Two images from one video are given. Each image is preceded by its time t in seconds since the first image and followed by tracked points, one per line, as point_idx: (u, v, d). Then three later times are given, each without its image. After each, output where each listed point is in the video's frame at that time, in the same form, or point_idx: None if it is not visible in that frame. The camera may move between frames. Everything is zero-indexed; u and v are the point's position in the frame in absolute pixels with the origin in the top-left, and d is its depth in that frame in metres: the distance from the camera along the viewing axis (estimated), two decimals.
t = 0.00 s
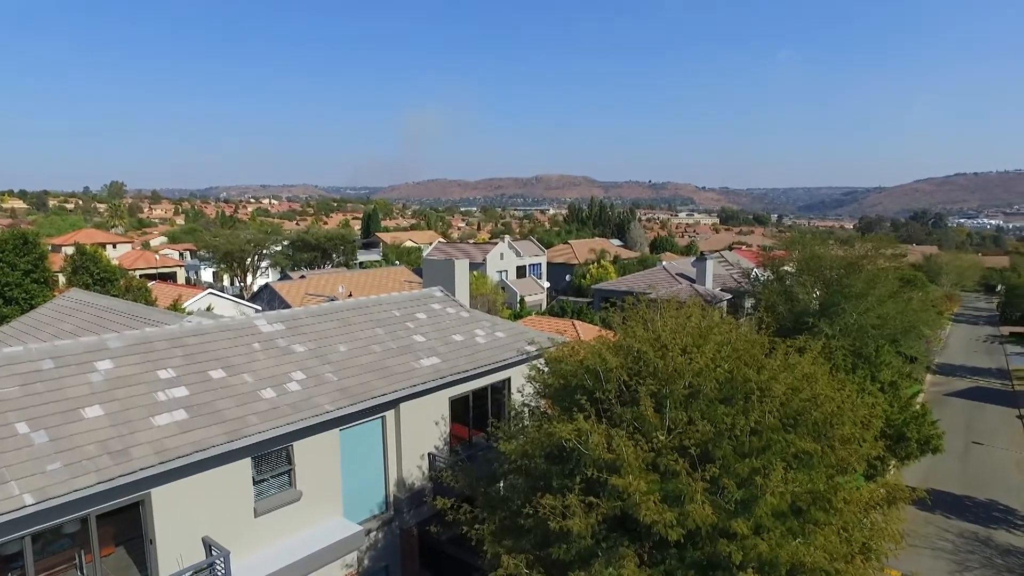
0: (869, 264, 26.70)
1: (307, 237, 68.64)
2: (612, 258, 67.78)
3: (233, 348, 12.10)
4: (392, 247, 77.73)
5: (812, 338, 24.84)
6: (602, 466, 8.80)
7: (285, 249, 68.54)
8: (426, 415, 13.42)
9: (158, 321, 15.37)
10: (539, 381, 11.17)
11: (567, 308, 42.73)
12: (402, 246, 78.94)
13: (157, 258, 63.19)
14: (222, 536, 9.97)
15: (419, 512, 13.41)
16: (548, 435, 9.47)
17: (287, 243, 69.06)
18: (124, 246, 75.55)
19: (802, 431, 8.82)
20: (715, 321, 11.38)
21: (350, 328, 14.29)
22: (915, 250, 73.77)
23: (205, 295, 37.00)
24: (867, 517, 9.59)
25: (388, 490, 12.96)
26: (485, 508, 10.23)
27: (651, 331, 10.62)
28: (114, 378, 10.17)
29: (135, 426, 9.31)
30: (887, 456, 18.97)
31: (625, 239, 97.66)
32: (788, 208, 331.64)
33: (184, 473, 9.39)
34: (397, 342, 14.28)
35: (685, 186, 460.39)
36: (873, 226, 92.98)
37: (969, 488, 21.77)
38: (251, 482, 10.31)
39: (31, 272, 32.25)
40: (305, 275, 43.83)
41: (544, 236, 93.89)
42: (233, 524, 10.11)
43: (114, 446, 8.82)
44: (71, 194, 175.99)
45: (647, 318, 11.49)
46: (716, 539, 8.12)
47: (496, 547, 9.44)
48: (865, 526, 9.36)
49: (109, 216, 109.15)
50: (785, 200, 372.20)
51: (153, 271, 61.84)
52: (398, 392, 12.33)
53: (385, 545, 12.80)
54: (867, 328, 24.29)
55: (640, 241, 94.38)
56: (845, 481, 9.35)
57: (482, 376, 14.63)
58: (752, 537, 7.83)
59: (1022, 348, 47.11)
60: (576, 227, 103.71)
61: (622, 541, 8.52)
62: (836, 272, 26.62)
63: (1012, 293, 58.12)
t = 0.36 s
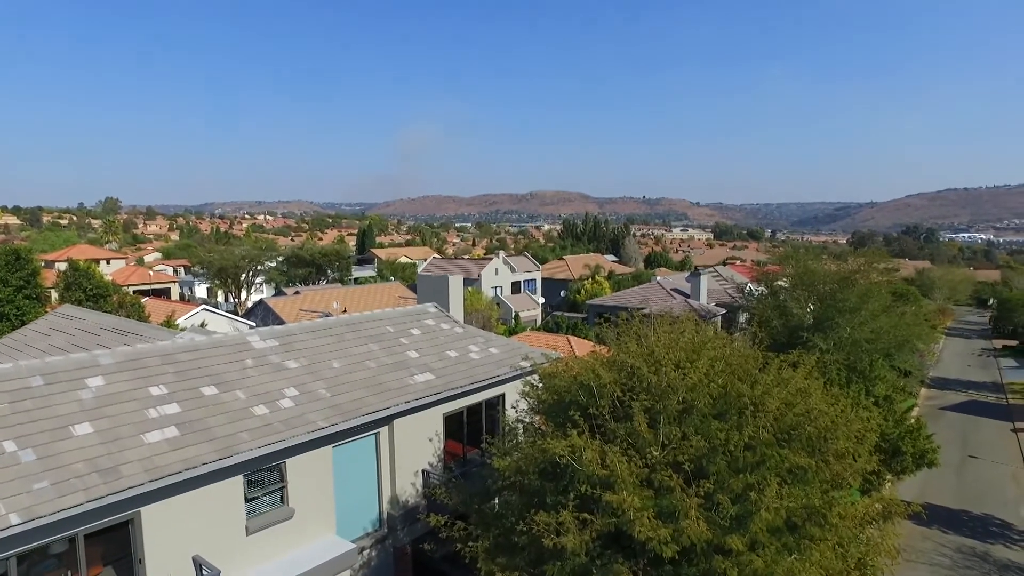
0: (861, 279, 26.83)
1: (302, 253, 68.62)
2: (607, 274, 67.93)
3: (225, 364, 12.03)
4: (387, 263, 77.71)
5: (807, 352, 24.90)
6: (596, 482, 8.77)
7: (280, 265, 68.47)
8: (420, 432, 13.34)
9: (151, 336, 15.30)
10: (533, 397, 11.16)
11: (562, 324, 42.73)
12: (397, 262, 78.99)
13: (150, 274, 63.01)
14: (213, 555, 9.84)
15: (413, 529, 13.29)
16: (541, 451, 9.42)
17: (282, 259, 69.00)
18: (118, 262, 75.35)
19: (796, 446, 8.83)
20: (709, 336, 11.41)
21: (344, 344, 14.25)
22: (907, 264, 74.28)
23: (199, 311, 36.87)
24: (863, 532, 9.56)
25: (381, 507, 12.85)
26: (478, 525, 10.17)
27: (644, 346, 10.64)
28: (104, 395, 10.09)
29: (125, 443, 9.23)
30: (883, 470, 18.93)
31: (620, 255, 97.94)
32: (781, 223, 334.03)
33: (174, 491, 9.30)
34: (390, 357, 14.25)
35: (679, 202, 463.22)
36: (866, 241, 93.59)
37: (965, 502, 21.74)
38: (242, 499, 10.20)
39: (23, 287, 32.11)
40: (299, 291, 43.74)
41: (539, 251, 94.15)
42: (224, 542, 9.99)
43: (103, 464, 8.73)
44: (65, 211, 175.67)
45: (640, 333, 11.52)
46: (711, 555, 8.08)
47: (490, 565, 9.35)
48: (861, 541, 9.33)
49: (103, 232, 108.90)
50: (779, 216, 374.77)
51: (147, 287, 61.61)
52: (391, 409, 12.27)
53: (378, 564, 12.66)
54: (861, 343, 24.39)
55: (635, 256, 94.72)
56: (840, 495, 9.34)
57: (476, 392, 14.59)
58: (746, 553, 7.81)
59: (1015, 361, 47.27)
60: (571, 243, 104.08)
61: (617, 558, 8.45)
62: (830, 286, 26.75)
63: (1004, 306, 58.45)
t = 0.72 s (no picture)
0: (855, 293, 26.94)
1: (297, 268, 68.56)
2: (602, 289, 68.08)
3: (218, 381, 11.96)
4: (382, 279, 77.60)
5: (801, 367, 24.95)
6: (591, 499, 8.72)
7: (274, 280, 68.33)
8: (414, 448, 13.26)
9: (143, 353, 15.20)
10: (527, 413, 11.14)
11: (557, 339, 42.70)
12: (392, 278, 78.95)
13: (144, 290, 62.73)
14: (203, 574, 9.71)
15: (407, 547, 13.15)
16: (536, 467, 9.38)
17: (276, 275, 68.86)
18: (112, 278, 75.01)
19: (791, 461, 8.82)
20: (703, 351, 11.43)
21: (337, 360, 14.20)
22: (900, 279, 74.70)
23: (192, 327, 36.69)
24: (860, 547, 9.52)
25: (375, 525, 12.72)
26: (473, 543, 10.07)
27: (639, 362, 10.63)
28: (95, 413, 10.01)
29: (115, 461, 9.14)
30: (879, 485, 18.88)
31: (615, 270, 98.20)
32: (774, 238, 335.96)
33: (165, 509, 9.19)
34: (384, 374, 14.19)
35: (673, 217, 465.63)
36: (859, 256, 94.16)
37: (961, 517, 21.70)
38: (234, 518, 10.09)
39: (15, 303, 31.92)
40: (293, 307, 43.61)
41: (534, 267, 94.30)
42: (215, 561, 9.86)
43: (92, 482, 8.63)
44: (60, 226, 175.20)
45: (634, 348, 11.53)
46: (707, 572, 8.03)
47: None
48: (858, 556, 9.29)
49: (97, 247, 108.51)
50: (772, 230, 377.04)
51: (140, 303, 61.31)
52: (385, 425, 12.21)
53: None
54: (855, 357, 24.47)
55: (630, 271, 95.03)
56: (836, 511, 9.32)
57: (470, 408, 14.52)
58: (742, 570, 7.76)
59: (1008, 375, 47.41)
60: (565, 258, 104.30)
61: None
62: (824, 301, 26.84)
63: (996, 320, 58.76)
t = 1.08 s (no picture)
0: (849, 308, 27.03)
1: (292, 284, 68.46)
2: (597, 305, 68.15)
3: (211, 397, 11.88)
4: (377, 295, 77.49)
5: (796, 381, 24.92)
6: (588, 516, 8.65)
7: (269, 296, 68.15)
8: (409, 465, 13.15)
9: (136, 370, 15.10)
10: (522, 429, 11.09)
11: (552, 355, 42.65)
12: (387, 294, 78.89)
13: (138, 306, 62.44)
14: None
15: (402, 566, 12.99)
16: (531, 484, 9.31)
17: (271, 291, 68.70)
18: (105, 294, 74.65)
19: (787, 477, 8.80)
20: (698, 367, 11.42)
21: (332, 377, 14.13)
22: (894, 294, 75.09)
23: (186, 343, 36.49)
24: (858, 564, 9.48)
25: (369, 543, 12.58)
26: (469, 561, 9.97)
27: (634, 378, 10.61)
28: (86, 430, 9.90)
29: (105, 480, 9.03)
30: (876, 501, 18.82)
31: (610, 285, 98.33)
32: (768, 253, 337.78)
33: (155, 528, 9.06)
34: (379, 390, 14.12)
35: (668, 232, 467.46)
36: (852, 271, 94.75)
37: (958, 532, 21.62)
38: (226, 536, 9.96)
39: (7, 319, 31.71)
40: (288, 323, 43.45)
41: (530, 283, 94.44)
42: None
43: (82, 501, 8.52)
44: (54, 241, 174.45)
45: (630, 364, 11.51)
46: None
47: None
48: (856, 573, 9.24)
49: (90, 263, 107.99)
50: (765, 246, 379.07)
51: (134, 319, 60.99)
52: (380, 442, 12.13)
53: None
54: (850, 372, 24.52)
55: (625, 287, 95.30)
56: (834, 527, 9.28)
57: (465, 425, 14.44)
58: None
59: (1002, 389, 47.52)
60: (561, 274, 104.48)
61: None
62: (818, 315, 26.92)
63: (989, 335, 59.01)
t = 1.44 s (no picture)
0: (845, 323, 27.07)
1: (288, 301, 68.38)
2: (594, 321, 68.18)
3: (207, 415, 11.80)
4: (374, 311, 77.38)
5: (794, 397, 24.78)
6: (586, 533, 8.59)
7: (265, 313, 68.01)
8: (406, 482, 13.04)
9: (131, 387, 15.01)
10: (520, 446, 11.04)
11: (549, 372, 42.55)
12: (384, 311, 78.83)
13: (133, 322, 62.22)
14: None
15: None
16: (530, 501, 9.23)
17: (268, 307, 68.57)
18: (101, 310, 74.39)
19: (786, 493, 8.77)
20: (696, 383, 11.42)
21: (328, 393, 14.06)
22: (890, 309, 75.32)
23: (182, 359, 36.33)
24: None
25: (365, 562, 12.43)
26: None
27: (632, 395, 10.58)
28: (80, 448, 9.81)
29: (99, 498, 8.93)
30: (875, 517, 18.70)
31: (607, 302, 98.45)
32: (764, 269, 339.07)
33: (149, 547, 8.95)
34: (376, 407, 14.05)
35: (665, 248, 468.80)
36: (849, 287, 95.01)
37: (959, 548, 21.48)
38: (221, 555, 9.84)
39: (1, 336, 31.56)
40: (284, 340, 43.30)
41: (527, 299, 94.47)
42: None
43: (75, 520, 8.41)
44: (49, 257, 173.79)
45: (627, 381, 11.49)
46: None
47: None
48: None
49: (86, 279, 107.72)
50: (761, 262, 380.56)
51: (129, 336, 60.74)
52: (376, 460, 12.04)
53: None
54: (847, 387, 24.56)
55: (622, 303, 95.43)
56: (834, 543, 9.25)
57: (463, 441, 14.36)
58: None
59: (1000, 404, 47.53)
60: (558, 290, 104.64)
61: None
62: (815, 330, 26.95)
63: (985, 349, 59.19)
